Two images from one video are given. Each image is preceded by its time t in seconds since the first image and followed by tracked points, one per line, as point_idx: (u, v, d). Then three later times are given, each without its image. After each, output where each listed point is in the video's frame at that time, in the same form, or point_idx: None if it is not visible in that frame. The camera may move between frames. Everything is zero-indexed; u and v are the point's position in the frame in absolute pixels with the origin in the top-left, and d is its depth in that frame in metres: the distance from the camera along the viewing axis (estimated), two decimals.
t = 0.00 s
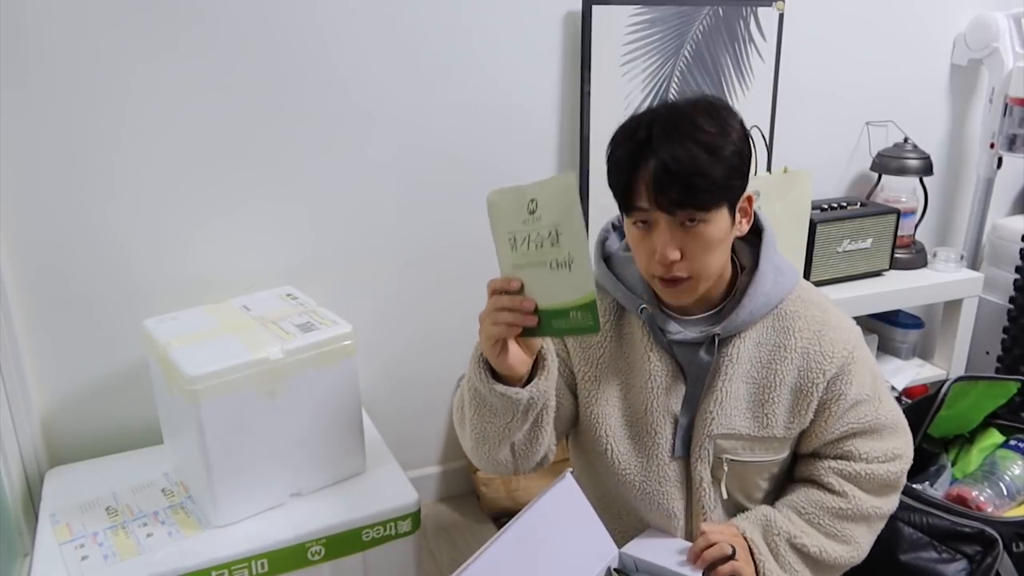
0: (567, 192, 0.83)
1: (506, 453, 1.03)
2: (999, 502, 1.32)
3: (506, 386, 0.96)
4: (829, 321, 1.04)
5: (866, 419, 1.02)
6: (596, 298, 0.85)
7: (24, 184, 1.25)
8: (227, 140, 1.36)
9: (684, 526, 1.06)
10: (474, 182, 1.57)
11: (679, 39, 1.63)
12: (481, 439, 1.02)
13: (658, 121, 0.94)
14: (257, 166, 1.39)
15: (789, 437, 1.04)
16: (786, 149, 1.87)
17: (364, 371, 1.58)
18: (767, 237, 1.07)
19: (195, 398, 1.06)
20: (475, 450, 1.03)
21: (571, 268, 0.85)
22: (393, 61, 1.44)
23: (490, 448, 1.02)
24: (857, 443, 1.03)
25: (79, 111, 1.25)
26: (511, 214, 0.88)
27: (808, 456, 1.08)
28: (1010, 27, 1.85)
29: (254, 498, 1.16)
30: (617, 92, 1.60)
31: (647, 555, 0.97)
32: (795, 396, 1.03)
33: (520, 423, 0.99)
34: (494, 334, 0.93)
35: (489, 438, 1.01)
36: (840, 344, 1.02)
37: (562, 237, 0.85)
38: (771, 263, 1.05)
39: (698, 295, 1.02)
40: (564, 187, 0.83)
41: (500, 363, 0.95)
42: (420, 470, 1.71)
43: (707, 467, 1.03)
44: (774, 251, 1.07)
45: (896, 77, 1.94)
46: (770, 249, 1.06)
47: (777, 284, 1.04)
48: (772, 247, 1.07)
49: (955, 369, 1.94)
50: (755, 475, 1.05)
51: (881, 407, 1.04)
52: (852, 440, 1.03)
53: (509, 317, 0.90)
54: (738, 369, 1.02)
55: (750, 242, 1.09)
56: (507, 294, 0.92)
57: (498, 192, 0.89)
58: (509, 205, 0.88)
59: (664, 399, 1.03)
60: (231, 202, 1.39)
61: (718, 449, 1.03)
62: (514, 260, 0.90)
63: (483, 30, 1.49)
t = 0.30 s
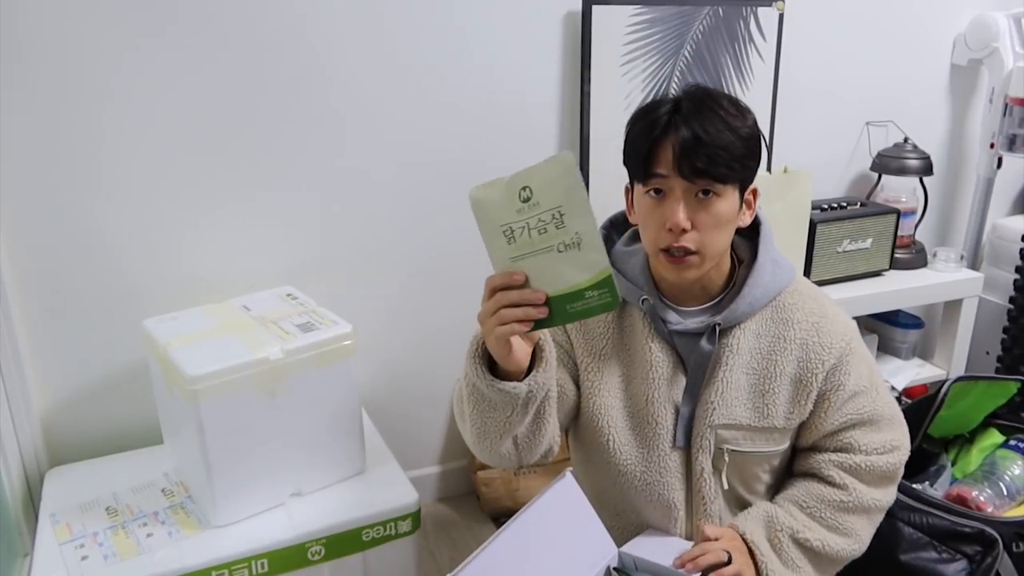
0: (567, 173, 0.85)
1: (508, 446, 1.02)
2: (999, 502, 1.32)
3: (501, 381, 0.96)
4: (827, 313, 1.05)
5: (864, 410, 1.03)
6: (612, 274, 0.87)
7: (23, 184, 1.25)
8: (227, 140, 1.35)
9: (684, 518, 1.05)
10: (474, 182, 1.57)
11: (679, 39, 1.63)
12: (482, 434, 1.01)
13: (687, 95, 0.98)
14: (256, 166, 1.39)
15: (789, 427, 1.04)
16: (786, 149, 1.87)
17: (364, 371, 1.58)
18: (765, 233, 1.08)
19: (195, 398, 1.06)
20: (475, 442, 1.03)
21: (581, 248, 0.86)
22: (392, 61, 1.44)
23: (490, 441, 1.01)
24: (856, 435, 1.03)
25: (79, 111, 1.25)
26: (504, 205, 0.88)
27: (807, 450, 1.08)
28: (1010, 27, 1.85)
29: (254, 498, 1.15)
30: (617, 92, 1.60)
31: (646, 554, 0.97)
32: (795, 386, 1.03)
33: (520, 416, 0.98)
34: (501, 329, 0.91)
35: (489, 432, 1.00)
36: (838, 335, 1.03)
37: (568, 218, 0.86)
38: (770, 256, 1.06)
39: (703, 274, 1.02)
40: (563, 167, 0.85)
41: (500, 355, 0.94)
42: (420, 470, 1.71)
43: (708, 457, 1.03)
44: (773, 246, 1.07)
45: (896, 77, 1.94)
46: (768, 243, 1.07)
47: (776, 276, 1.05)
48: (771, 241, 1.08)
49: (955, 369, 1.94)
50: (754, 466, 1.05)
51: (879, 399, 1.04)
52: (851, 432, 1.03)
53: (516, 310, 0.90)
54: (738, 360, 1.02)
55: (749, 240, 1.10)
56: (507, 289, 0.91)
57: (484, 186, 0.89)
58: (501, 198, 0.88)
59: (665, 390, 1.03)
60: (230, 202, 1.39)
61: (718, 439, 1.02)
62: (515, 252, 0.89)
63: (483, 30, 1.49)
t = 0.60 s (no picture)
0: (599, 193, 0.86)
1: (520, 452, 1.02)
2: (999, 502, 1.32)
3: (519, 393, 0.95)
4: (831, 312, 1.05)
5: (867, 410, 1.03)
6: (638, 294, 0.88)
7: (23, 184, 1.25)
8: (226, 139, 1.35)
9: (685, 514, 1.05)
10: (474, 182, 1.57)
11: (679, 39, 1.63)
12: (495, 442, 1.01)
13: (695, 92, 0.98)
14: (256, 166, 1.39)
15: (792, 425, 1.04)
16: (786, 149, 1.87)
17: (364, 371, 1.58)
18: (770, 231, 1.08)
19: (195, 398, 1.06)
20: (489, 450, 1.02)
21: (609, 267, 0.87)
22: (392, 61, 1.44)
23: (504, 449, 1.01)
24: (858, 435, 1.03)
25: (78, 111, 1.25)
26: (530, 222, 0.88)
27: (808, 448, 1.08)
28: (1010, 27, 1.85)
29: (254, 498, 1.16)
30: (616, 92, 1.60)
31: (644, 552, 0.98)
32: (799, 385, 1.03)
33: (535, 425, 0.98)
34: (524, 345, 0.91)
35: (503, 440, 1.00)
36: (842, 335, 1.03)
37: (597, 237, 0.87)
38: (775, 254, 1.06)
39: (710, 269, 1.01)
40: (595, 187, 0.86)
41: (519, 369, 0.93)
42: (420, 470, 1.71)
43: (711, 455, 1.03)
44: (778, 245, 1.07)
45: (896, 78, 1.94)
46: (773, 242, 1.07)
47: (780, 275, 1.05)
48: (775, 239, 1.08)
49: (955, 369, 1.94)
50: (757, 463, 1.05)
51: (881, 399, 1.04)
52: (853, 431, 1.03)
53: (541, 327, 0.90)
54: (741, 358, 1.02)
55: (753, 238, 1.10)
56: (530, 306, 0.91)
57: (510, 200, 0.89)
58: (528, 213, 0.88)
59: (670, 386, 1.03)
60: (230, 202, 1.39)
61: (722, 437, 1.02)
62: (540, 268, 0.89)
63: (482, 30, 1.49)
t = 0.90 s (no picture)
0: (598, 230, 0.85)
1: (515, 465, 1.02)
2: (999, 502, 1.32)
3: (513, 413, 0.96)
4: (833, 309, 1.05)
5: (876, 401, 1.01)
6: (632, 330, 0.87)
7: (23, 184, 1.25)
8: (226, 139, 1.35)
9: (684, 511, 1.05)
10: (474, 182, 1.57)
11: (679, 39, 1.63)
12: (490, 456, 1.01)
13: (701, 96, 0.96)
14: (256, 166, 1.39)
15: (796, 422, 1.03)
16: (786, 149, 1.87)
17: (364, 371, 1.58)
18: (773, 229, 1.08)
19: (195, 398, 1.06)
20: (487, 461, 1.03)
21: (604, 305, 0.87)
22: (392, 61, 1.44)
23: (500, 461, 1.01)
24: (871, 423, 1.01)
25: (78, 111, 1.25)
26: (528, 253, 0.87)
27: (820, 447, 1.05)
28: (1010, 27, 1.85)
29: (253, 498, 1.15)
30: (617, 92, 1.60)
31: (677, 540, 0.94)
32: (803, 381, 1.02)
33: (529, 441, 0.98)
34: (518, 371, 0.92)
35: (500, 454, 1.00)
36: (844, 331, 1.03)
37: (594, 274, 0.86)
38: (777, 252, 1.05)
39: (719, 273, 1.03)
40: (595, 224, 0.85)
41: (512, 391, 0.94)
42: (420, 470, 1.71)
43: (714, 451, 1.02)
44: (780, 242, 1.07)
45: (896, 78, 1.94)
46: (775, 240, 1.07)
47: (782, 273, 1.04)
48: (777, 237, 1.07)
49: (955, 369, 1.94)
50: (761, 461, 1.04)
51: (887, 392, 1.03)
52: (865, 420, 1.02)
53: (536, 358, 0.90)
54: (744, 354, 1.02)
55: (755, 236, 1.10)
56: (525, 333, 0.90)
57: (510, 230, 0.88)
58: (526, 244, 0.87)
59: (670, 383, 1.03)
60: (230, 202, 1.39)
61: (724, 433, 1.02)
62: (537, 298, 0.88)
63: (482, 30, 1.49)
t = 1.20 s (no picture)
0: (568, 253, 0.85)
1: (502, 472, 1.02)
2: (999, 502, 1.32)
3: (493, 425, 0.96)
4: (827, 291, 1.06)
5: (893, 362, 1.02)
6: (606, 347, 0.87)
7: (23, 184, 1.25)
8: (227, 140, 1.35)
9: (695, 502, 1.03)
10: (474, 182, 1.56)
11: (679, 39, 1.63)
12: (477, 464, 1.02)
13: (693, 89, 0.98)
14: (256, 166, 1.39)
15: (806, 405, 1.02)
16: (786, 149, 1.87)
17: (364, 371, 1.58)
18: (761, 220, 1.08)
19: (195, 399, 1.06)
20: (472, 467, 1.03)
21: (577, 324, 0.87)
22: (393, 60, 1.44)
23: (485, 469, 1.02)
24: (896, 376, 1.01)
25: (79, 111, 1.25)
26: (501, 273, 0.86)
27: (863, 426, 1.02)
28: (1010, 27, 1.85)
29: (253, 498, 1.15)
30: (617, 92, 1.60)
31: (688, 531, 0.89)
32: (808, 366, 1.02)
33: (514, 452, 0.99)
34: (495, 388, 0.93)
35: (484, 463, 1.01)
36: (842, 310, 1.04)
37: (566, 294, 0.86)
38: (767, 241, 1.06)
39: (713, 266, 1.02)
40: (565, 247, 0.85)
41: (488, 405, 0.95)
42: (420, 470, 1.71)
43: (725, 439, 1.01)
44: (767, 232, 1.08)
45: (896, 77, 1.94)
46: (764, 229, 1.07)
47: (773, 259, 1.05)
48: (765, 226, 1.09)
49: (955, 370, 1.94)
50: (772, 448, 1.03)
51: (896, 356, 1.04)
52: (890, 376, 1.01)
53: (509, 377, 0.91)
54: (749, 338, 1.02)
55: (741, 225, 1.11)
56: (501, 351, 0.90)
57: (482, 250, 0.87)
58: (498, 266, 0.86)
59: (673, 375, 1.02)
60: (231, 202, 1.39)
61: (734, 422, 1.01)
62: (512, 316, 0.88)
63: (483, 30, 1.49)
